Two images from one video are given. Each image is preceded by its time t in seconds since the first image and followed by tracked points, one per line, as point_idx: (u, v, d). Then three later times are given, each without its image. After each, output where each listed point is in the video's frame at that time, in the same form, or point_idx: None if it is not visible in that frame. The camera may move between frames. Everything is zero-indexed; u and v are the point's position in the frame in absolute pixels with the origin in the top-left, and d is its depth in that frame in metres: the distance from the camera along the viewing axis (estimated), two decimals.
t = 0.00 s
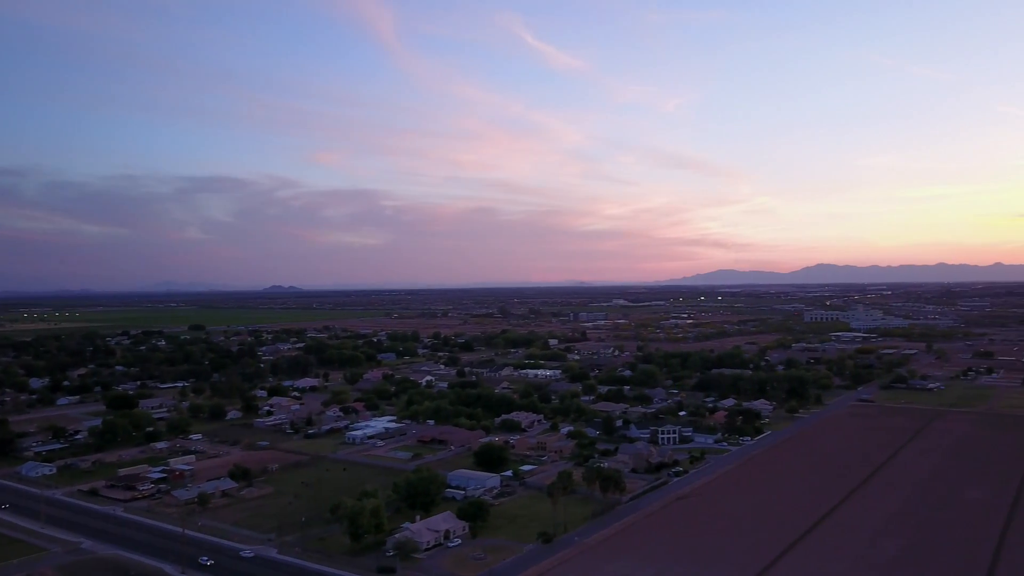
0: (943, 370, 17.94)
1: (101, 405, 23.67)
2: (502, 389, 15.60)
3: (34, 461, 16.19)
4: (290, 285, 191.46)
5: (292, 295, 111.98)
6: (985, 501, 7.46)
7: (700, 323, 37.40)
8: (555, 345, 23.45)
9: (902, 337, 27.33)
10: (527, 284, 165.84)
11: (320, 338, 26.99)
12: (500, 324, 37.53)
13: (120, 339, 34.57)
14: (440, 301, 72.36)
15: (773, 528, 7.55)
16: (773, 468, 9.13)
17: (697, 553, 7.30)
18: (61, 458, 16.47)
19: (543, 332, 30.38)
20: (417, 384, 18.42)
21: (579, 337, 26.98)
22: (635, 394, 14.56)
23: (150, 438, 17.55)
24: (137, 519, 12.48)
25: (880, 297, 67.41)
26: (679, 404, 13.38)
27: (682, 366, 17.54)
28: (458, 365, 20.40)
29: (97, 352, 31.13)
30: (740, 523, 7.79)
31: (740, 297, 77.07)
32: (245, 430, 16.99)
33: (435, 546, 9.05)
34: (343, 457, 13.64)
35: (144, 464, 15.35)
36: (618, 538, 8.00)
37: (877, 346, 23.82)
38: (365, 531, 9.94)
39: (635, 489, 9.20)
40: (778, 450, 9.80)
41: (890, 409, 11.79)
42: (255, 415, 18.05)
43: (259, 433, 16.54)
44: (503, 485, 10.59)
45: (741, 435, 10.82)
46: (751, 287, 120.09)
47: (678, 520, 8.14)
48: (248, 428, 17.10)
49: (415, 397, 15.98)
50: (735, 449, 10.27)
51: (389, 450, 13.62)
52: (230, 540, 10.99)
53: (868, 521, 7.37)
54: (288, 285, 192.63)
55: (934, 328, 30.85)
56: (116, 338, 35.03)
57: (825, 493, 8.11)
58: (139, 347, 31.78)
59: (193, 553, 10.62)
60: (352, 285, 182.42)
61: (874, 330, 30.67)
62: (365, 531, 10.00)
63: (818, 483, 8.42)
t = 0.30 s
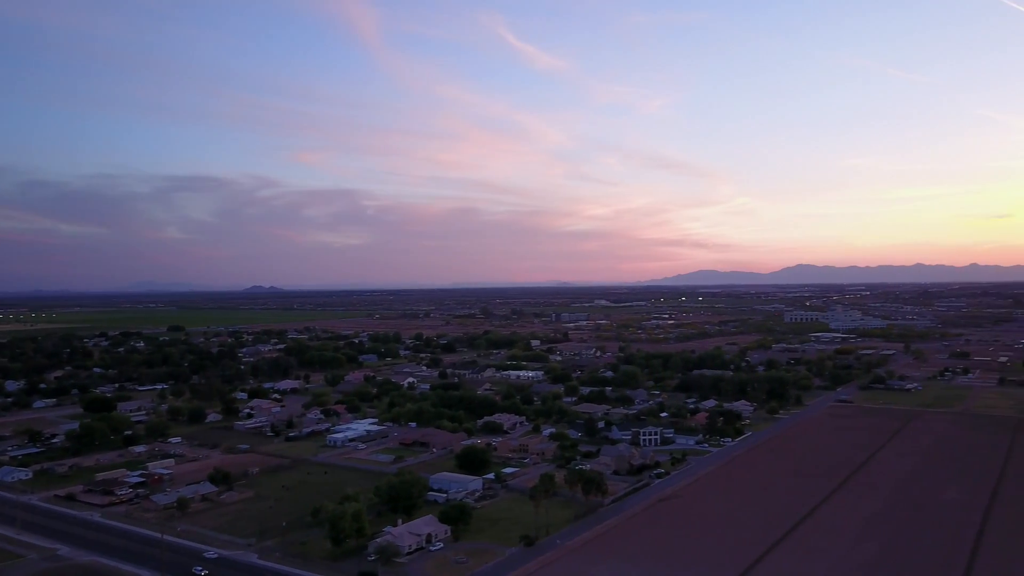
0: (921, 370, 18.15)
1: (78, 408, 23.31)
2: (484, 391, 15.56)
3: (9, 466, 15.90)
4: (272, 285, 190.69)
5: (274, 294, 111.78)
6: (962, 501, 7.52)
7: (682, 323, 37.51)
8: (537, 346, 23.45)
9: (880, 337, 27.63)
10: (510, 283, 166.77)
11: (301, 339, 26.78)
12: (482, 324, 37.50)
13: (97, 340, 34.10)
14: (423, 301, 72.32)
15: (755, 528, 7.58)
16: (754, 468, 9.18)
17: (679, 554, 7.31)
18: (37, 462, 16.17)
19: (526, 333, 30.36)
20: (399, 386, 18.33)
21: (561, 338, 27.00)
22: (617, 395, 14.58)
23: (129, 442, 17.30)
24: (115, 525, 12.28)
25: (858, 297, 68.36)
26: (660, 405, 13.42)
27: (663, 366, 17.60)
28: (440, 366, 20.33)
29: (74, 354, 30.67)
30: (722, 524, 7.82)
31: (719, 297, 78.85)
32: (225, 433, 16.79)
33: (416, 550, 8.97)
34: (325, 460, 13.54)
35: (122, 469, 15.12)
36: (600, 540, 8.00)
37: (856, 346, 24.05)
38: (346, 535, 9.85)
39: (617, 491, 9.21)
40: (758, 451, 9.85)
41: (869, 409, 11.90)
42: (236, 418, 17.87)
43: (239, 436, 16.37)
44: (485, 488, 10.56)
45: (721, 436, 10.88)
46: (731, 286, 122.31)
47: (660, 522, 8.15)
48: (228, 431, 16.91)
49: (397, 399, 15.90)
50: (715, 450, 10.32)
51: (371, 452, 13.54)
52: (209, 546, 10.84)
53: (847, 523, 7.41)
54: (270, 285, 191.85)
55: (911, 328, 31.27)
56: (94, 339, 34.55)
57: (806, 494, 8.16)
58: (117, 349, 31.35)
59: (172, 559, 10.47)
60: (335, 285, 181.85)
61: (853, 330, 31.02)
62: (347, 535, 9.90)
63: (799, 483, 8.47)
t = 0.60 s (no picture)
0: (899, 370, 18.38)
1: (55, 411, 22.93)
2: (466, 393, 15.52)
3: None
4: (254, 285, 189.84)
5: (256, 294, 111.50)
6: (940, 501, 7.61)
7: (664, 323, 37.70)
8: (519, 347, 23.43)
9: (859, 338, 27.94)
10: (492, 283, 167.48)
11: (282, 340, 26.57)
12: (464, 325, 37.46)
13: (74, 342, 33.59)
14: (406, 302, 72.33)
15: (736, 530, 7.62)
16: (735, 469, 9.23)
17: (661, 555, 7.33)
18: (12, 467, 15.88)
19: (508, 333, 30.35)
20: (381, 387, 18.24)
21: (543, 338, 27.04)
22: (599, 396, 14.60)
23: (107, 445, 17.05)
24: (92, 530, 12.08)
25: (837, 297, 69.25)
26: (642, 407, 13.46)
27: (645, 367, 17.65)
28: (422, 368, 20.26)
29: (51, 356, 30.21)
30: (704, 525, 7.85)
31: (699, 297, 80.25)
32: (205, 436, 16.60)
33: (398, 554, 8.91)
34: (306, 463, 13.44)
35: (100, 473, 14.89)
36: (583, 543, 8.00)
37: (835, 346, 24.30)
38: (327, 540, 9.75)
39: (599, 493, 9.23)
40: (739, 452, 9.91)
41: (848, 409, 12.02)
42: (216, 421, 17.69)
43: (219, 438, 16.21)
44: (468, 490, 10.53)
45: (703, 437, 10.94)
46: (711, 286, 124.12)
47: (642, 523, 8.16)
48: (208, 434, 16.72)
49: (379, 401, 15.82)
50: (697, 451, 10.37)
51: (353, 455, 13.46)
52: (189, 550, 10.69)
53: (827, 523, 7.46)
54: (252, 285, 190.99)
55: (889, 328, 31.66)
56: (71, 341, 34.04)
57: (786, 495, 8.21)
58: (95, 350, 30.92)
59: (150, 564, 10.31)
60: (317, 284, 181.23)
61: (832, 330, 31.36)
62: (329, 539, 9.79)
63: (779, 484, 8.52)
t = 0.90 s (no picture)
0: (878, 371, 18.59)
1: (30, 414, 22.54)
2: (449, 394, 15.48)
3: None
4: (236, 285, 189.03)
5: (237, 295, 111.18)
6: (919, 501, 7.67)
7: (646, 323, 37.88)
8: (502, 348, 23.42)
9: (839, 338, 28.21)
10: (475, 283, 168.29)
11: (262, 341, 26.35)
12: (447, 325, 37.42)
13: (51, 344, 33.09)
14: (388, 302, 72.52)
15: (717, 531, 7.63)
16: (716, 470, 9.25)
17: (643, 558, 7.31)
18: None
19: (492, 334, 30.33)
20: (363, 389, 18.15)
21: (526, 339, 27.06)
22: (581, 398, 14.62)
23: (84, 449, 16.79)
24: (69, 536, 11.86)
25: (817, 297, 70.06)
26: (624, 408, 13.49)
27: (627, 368, 17.69)
28: (404, 369, 20.18)
29: (27, 357, 29.74)
30: (685, 527, 7.86)
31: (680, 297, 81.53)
32: (185, 440, 16.41)
33: (380, 558, 8.82)
34: (287, 466, 13.33)
35: (77, 478, 14.65)
36: (565, 546, 7.97)
37: (815, 347, 24.50)
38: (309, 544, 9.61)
39: (582, 495, 9.22)
40: (721, 453, 9.95)
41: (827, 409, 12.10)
42: (196, 424, 17.50)
43: (200, 442, 16.04)
44: (450, 493, 10.49)
45: (685, 439, 10.99)
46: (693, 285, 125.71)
47: (624, 526, 8.15)
48: (188, 437, 16.53)
49: (361, 404, 15.74)
50: (679, 453, 10.41)
51: (334, 458, 13.38)
52: (168, 556, 10.52)
53: (807, 524, 7.50)
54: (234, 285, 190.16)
55: (868, 329, 31.99)
56: (48, 342, 33.52)
57: (767, 496, 8.24)
58: (72, 352, 30.47)
59: (128, 570, 10.13)
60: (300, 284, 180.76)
61: (811, 330, 31.69)
62: (310, 544, 9.67)
63: (761, 485, 8.55)
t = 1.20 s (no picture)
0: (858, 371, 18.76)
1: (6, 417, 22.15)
2: (432, 396, 15.45)
3: None
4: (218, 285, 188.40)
5: (219, 295, 111.09)
6: (898, 501, 7.75)
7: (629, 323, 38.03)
8: (485, 349, 23.41)
9: (819, 338, 28.48)
10: (458, 282, 169.15)
11: (244, 343, 26.12)
12: (430, 326, 37.38)
13: (28, 345, 32.60)
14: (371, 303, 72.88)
15: (701, 533, 7.65)
16: (699, 472, 9.29)
17: (627, 560, 7.32)
18: None
19: (475, 335, 30.30)
20: (345, 392, 18.05)
21: (509, 340, 27.06)
22: (565, 399, 14.63)
23: (62, 452, 16.51)
24: (46, 542, 11.61)
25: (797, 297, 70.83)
26: (607, 409, 13.52)
27: (610, 369, 17.72)
28: (387, 371, 20.10)
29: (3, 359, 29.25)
30: (668, 529, 7.87)
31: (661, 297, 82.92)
32: (165, 443, 16.22)
33: (363, 563, 8.73)
34: (269, 470, 13.23)
35: (55, 482, 14.39)
36: (549, 549, 7.96)
37: (796, 348, 24.70)
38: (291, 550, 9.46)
39: (565, 498, 9.23)
40: (704, 454, 9.98)
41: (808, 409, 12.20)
42: (176, 427, 17.30)
43: (180, 445, 15.86)
44: (433, 497, 10.46)
45: (667, 440, 11.04)
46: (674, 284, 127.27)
47: (607, 529, 8.15)
48: (168, 441, 16.33)
49: (343, 406, 15.65)
50: (661, 454, 10.45)
51: (317, 461, 13.30)
52: (148, 562, 10.34)
53: (789, 525, 7.54)
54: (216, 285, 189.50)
55: (848, 329, 32.32)
56: (25, 344, 33.05)
57: (749, 498, 8.27)
58: (50, 354, 30.03)
59: None
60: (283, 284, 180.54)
61: (792, 330, 32.01)
62: (292, 549, 9.50)
63: (743, 487, 8.59)
